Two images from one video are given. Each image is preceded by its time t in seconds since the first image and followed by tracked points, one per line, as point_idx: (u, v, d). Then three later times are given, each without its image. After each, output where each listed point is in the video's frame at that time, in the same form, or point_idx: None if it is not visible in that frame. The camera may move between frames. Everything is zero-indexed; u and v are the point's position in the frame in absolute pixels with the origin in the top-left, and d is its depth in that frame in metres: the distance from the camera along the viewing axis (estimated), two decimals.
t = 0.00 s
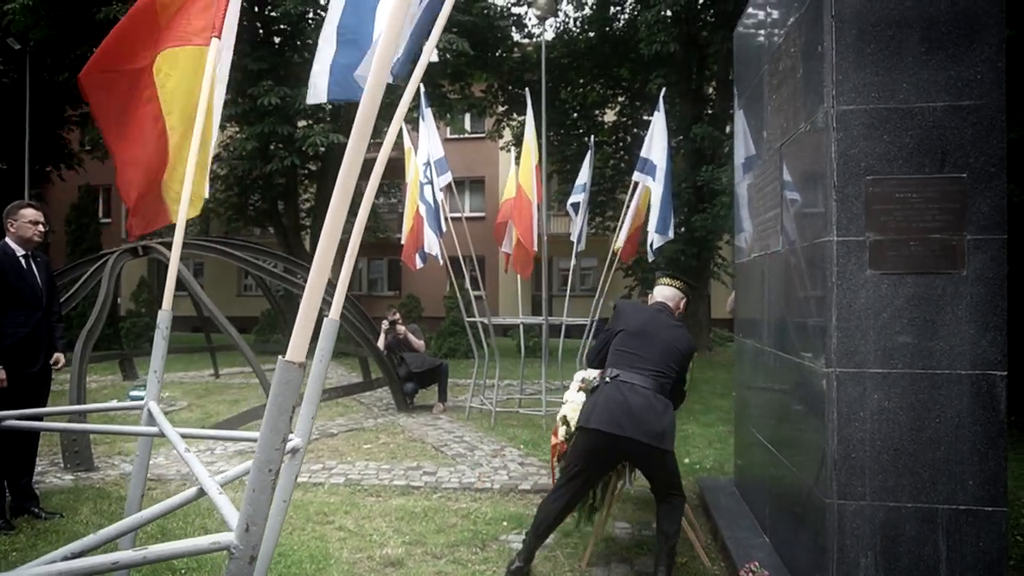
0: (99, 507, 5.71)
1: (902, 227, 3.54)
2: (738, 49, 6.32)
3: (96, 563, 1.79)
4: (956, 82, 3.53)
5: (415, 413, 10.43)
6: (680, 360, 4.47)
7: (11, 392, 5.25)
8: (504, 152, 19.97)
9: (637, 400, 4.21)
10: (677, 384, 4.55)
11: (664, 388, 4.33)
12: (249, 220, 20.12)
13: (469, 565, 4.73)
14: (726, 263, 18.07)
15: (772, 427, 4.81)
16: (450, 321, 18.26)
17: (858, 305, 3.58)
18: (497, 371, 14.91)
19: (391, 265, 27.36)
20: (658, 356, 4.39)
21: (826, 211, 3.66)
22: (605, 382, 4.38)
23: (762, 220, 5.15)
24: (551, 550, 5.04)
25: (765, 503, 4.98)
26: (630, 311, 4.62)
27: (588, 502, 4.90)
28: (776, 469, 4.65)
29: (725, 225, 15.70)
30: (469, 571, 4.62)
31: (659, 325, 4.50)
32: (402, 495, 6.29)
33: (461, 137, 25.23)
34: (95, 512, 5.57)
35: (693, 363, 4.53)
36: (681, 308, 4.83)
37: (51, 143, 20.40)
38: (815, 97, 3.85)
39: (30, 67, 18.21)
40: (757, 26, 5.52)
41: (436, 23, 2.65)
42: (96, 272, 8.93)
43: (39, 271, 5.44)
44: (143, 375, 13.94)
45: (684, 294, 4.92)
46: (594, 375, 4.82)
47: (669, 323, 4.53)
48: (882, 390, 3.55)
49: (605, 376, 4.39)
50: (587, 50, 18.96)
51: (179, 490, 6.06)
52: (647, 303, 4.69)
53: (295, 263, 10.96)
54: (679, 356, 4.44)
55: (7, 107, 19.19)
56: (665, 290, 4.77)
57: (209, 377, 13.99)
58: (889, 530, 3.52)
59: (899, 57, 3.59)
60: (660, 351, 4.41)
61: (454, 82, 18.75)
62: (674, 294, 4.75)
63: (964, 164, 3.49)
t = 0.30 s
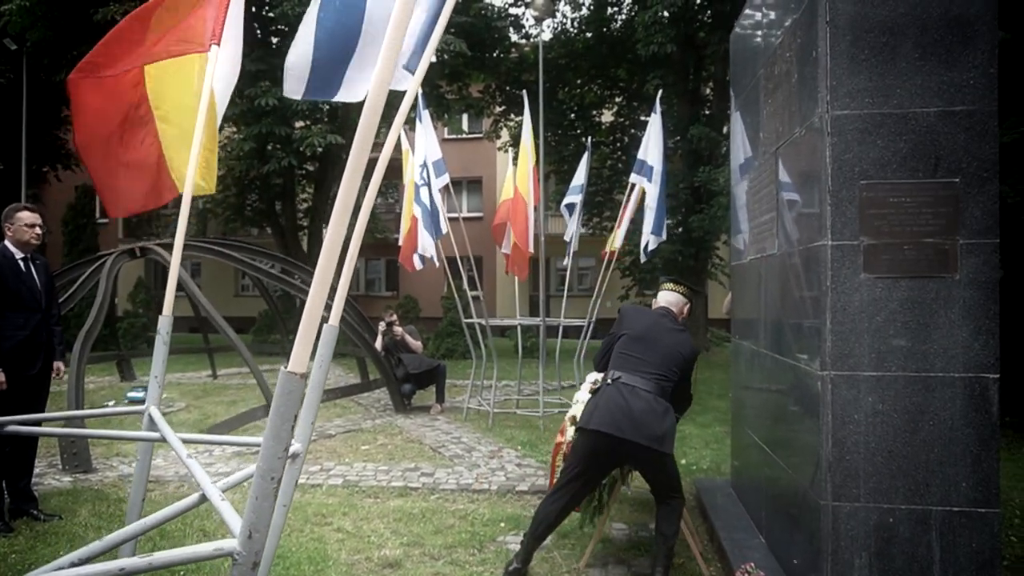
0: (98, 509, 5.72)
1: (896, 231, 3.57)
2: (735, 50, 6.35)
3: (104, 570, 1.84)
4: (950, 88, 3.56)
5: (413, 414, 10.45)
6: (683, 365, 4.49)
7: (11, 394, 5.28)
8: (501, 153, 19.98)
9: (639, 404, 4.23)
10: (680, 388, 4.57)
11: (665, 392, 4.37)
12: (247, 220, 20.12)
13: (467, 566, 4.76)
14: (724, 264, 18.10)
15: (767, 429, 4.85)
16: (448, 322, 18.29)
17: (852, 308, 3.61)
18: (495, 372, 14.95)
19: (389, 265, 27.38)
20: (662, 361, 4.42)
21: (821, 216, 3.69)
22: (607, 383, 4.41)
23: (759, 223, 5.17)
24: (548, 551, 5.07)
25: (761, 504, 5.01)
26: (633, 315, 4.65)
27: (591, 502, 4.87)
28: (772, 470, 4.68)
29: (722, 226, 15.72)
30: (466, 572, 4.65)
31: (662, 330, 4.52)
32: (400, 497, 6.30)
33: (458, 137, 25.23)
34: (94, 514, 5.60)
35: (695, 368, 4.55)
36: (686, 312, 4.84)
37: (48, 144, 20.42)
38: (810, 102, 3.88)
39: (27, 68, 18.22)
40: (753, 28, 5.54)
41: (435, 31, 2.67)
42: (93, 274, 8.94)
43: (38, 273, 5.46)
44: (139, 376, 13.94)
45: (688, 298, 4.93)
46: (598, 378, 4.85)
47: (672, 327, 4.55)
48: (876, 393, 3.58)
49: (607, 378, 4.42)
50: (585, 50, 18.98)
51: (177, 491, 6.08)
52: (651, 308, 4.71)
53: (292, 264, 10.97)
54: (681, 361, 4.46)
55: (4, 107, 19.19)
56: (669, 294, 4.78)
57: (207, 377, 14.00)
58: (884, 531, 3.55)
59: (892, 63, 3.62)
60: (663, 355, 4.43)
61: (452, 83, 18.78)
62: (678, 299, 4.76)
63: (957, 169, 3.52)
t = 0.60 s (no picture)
0: (97, 508, 5.73)
1: (893, 231, 3.59)
2: (733, 50, 6.35)
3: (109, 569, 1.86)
4: (947, 88, 3.58)
5: (412, 413, 10.46)
6: (686, 365, 4.50)
7: (11, 394, 5.29)
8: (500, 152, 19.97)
9: (639, 402, 4.26)
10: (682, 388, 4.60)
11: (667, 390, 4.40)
12: (245, 219, 20.09)
13: (465, 565, 4.78)
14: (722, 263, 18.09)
15: (765, 428, 4.87)
16: (447, 321, 18.29)
17: (850, 308, 3.63)
18: (494, 371, 14.98)
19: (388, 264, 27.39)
20: (664, 360, 4.43)
21: (819, 216, 3.70)
22: (608, 382, 4.44)
23: (757, 222, 5.19)
24: (547, 550, 5.09)
25: (758, 503, 5.03)
26: (635, 315, 4.66)
27: (595, 504, 4.82)
28: (769, 469, 4.69)
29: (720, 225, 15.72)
30: (465, 570, 4.67)
31: (663, 330, 4.53)
32: (399, 496, 6.32)
33: (457, 136, 25.22)
34: (94, 513, 5.61)
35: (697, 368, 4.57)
36: (689, 313, 4.85)
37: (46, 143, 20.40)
38: (807, 103, 3.90)
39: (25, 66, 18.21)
40: (752, 27, 5.56)
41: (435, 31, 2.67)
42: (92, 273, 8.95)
43: (38, 272, 5.47)
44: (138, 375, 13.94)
45: (691, 299, 4.93)
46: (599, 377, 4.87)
47: (675, 327, 4.57)
48: (873, 392, 3.60)
49: (608, 377, 4.44)
50: (584, 50, 18.96)
51: (177, 490, 6.09)
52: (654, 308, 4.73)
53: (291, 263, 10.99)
54: (683, 361, 4.48)
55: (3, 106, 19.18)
56: (671, 295, 4.79)
57: (205, 376, 14.00)
58: (880, 530, 3.57)
59: (890, 64, 3.63)
60: (664, 355, 4.44)
61: (451, 82, 18.78)
62: (681, 300, 4.77)
63: (954, 170, 3.54)
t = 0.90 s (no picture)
0: (100, 507, 5.74)
1: (894, 230, 3.59)
2: (734, 48, 6.35)
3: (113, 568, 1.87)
4: (947, 87, 3.58)
5: (413, 412, 10.47)
6: (688, 364, 4.50)
7: (13, 392, 5.29)
8: (501, 151, 19.97)
9: (641, 400, 4.26)
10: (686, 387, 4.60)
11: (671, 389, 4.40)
12: (246, 218, 20.08)
13: (467, 563, 4.79)
14: (723, 262, 18.09)
15: (766, 426, 4.87)
16: (448, 320, 18.32)
17: (851, 306, 3.63)
18: (495, 370, 15.01)
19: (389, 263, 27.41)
20: (668, 361, 4.43)
21: (820, 214, 3.71)
22: (610, 380, 4.44)
23: (758, 221, 5.18)
24: (548, 548, 5.10)
25: (759, 502, 5.03)
26: (639, 314, 4.66)
27: (597, 502, 4.82)
28: (771, 467, 4.70)
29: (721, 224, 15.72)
30: (467, 569, 4.67)
31: (667, 329, 4.53)
32: (400, 494, 6.32)
33: (458, 135, 25.21)
34: (96, 511, 5.62)
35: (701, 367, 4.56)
36: (693, 313, 4.85)
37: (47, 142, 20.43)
38: (808, 101, 3.91)
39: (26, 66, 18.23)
40: (752, 25, 5.56)
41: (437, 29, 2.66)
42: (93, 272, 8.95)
43: (40, 272, 5.48)
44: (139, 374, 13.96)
45: (694, 299, 4.94)
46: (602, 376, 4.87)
47: (678, 326, 4.57)
48: (874, 391, 3.60)
49: (611, 375, 4.44)
50: (584, 48, 18.94)
51: (179, 489, 6.10)
52: (657, 308, 4.73)
53: (293, 262, 11.00)
54: (687, 361, 4.47)
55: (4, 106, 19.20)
56: (675, 294, 4.80)
57: (207, 375, 14.02)
58: (881, 528, 3.57)
59: (890, 62, 3.64)
60: (667, 354, 4.44)
61: (451, 81, 18.79)
62: (685, 299, 4.77)
63: (955, 168, 3.53)
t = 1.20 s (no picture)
0: (113, 505, 5.77)
1: (908, 230, 3.57)
2: (744, 48, 6.32)
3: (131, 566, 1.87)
4: (962, 86, 3.56)
5: (423, 412, 10.48)
6: (700, 364, 4.50)
7: (30, 391, 5.34)
8: (510, 152, 19.96)
9: (653, 400, 4.25)
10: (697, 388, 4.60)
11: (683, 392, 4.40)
12: (257, 218, 20.15)
13: (478, 563, 4.79)
14: (733, 262, 18.05)
15: (777, 427, 4.87)
16: (457, 320, 18.34)
17: (864, 307, 3.61)
18: (505, 370, 15.03)
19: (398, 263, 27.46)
20: (680, 362, 4.43)
21: (832, 214, 3.69)
22: (622, 380, 4.43)
23: (770, 221, 5.17)
24: (559, 548, 5.10)
25: (770, 503, 5.02)
26: (650, 315, 4.66)
27: (607, 501, 4.81)
28: (782, 468, 4.69)
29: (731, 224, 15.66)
30: (477, 568, 4.67)
31: (677, 330, 4.53)
32: (411, 494, 6.34)
33: (467, 136, 25.21)
34: (110, 509, 5.65)
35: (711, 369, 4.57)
36: (704, 313, 4.85)
37: (60, 143, 20.57)
38: (821, 100, 3.89)
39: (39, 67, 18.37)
40: (763, 24, 5.55)
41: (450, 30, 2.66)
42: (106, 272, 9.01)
43: (54, 272, 5.52)
44: (151, 373, 14.02)
45: (705, 299, 4.95)
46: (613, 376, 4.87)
47: (690, 327, 4.57)
48: (888, 392, 3.59)
49: (622, 375, 4.44)
50: (594, 48, 18.91)
51: (192, 488, 6.12)
52: (667, 308, 4.73)
53: (304, 262, 11.04)
54: (698, 362, 4.47)
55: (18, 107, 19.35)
56: (686, 296, 4.80)
57: (218, 375, 14.07)
58: (894, 530, 3.56)
59: (903, 62, 3.62)
60: (679, 355, 4.44)
61: (461, 81, 18.82)
62: (695, 301, 4.78)
63: (970, 168, 3.52)
